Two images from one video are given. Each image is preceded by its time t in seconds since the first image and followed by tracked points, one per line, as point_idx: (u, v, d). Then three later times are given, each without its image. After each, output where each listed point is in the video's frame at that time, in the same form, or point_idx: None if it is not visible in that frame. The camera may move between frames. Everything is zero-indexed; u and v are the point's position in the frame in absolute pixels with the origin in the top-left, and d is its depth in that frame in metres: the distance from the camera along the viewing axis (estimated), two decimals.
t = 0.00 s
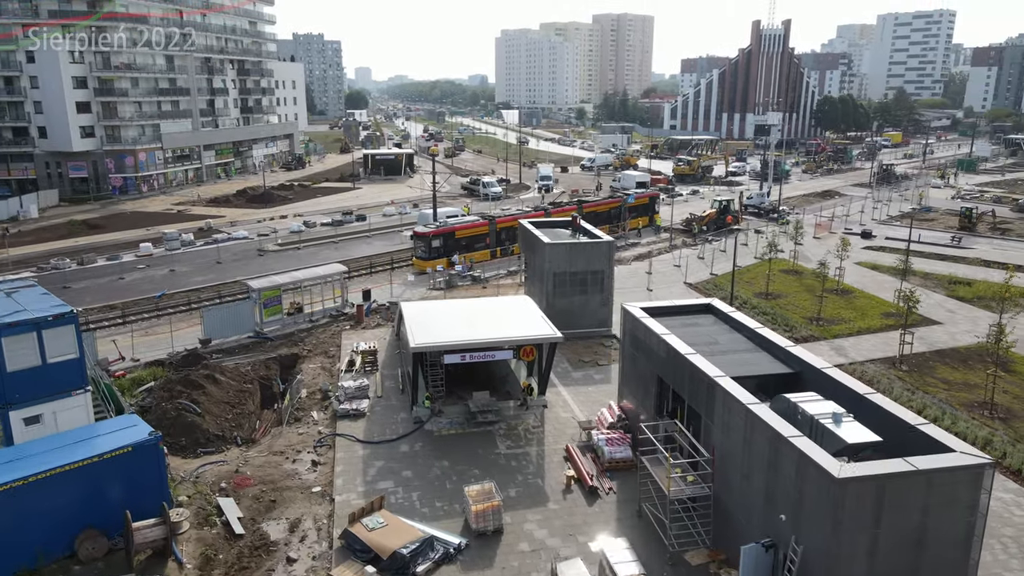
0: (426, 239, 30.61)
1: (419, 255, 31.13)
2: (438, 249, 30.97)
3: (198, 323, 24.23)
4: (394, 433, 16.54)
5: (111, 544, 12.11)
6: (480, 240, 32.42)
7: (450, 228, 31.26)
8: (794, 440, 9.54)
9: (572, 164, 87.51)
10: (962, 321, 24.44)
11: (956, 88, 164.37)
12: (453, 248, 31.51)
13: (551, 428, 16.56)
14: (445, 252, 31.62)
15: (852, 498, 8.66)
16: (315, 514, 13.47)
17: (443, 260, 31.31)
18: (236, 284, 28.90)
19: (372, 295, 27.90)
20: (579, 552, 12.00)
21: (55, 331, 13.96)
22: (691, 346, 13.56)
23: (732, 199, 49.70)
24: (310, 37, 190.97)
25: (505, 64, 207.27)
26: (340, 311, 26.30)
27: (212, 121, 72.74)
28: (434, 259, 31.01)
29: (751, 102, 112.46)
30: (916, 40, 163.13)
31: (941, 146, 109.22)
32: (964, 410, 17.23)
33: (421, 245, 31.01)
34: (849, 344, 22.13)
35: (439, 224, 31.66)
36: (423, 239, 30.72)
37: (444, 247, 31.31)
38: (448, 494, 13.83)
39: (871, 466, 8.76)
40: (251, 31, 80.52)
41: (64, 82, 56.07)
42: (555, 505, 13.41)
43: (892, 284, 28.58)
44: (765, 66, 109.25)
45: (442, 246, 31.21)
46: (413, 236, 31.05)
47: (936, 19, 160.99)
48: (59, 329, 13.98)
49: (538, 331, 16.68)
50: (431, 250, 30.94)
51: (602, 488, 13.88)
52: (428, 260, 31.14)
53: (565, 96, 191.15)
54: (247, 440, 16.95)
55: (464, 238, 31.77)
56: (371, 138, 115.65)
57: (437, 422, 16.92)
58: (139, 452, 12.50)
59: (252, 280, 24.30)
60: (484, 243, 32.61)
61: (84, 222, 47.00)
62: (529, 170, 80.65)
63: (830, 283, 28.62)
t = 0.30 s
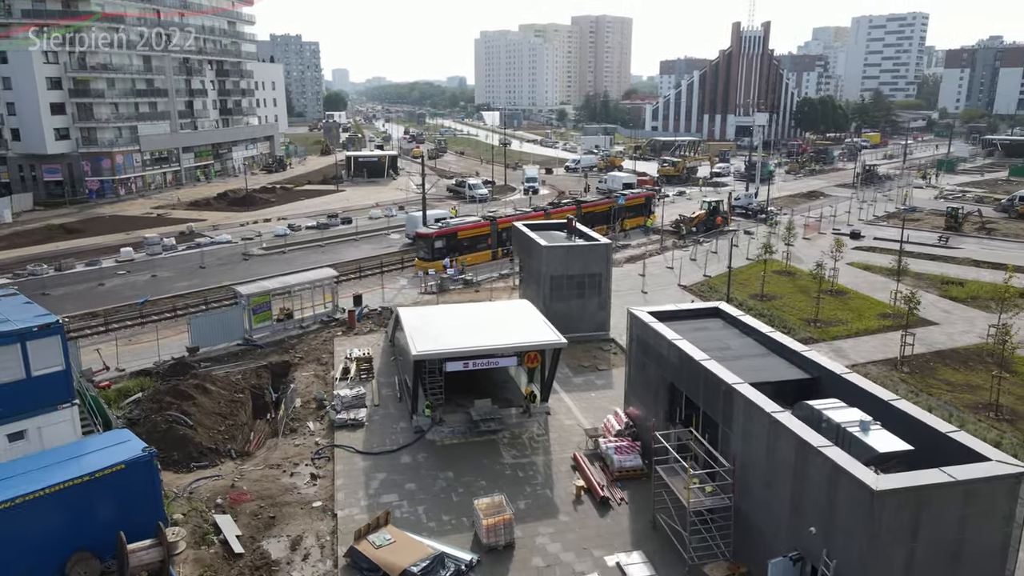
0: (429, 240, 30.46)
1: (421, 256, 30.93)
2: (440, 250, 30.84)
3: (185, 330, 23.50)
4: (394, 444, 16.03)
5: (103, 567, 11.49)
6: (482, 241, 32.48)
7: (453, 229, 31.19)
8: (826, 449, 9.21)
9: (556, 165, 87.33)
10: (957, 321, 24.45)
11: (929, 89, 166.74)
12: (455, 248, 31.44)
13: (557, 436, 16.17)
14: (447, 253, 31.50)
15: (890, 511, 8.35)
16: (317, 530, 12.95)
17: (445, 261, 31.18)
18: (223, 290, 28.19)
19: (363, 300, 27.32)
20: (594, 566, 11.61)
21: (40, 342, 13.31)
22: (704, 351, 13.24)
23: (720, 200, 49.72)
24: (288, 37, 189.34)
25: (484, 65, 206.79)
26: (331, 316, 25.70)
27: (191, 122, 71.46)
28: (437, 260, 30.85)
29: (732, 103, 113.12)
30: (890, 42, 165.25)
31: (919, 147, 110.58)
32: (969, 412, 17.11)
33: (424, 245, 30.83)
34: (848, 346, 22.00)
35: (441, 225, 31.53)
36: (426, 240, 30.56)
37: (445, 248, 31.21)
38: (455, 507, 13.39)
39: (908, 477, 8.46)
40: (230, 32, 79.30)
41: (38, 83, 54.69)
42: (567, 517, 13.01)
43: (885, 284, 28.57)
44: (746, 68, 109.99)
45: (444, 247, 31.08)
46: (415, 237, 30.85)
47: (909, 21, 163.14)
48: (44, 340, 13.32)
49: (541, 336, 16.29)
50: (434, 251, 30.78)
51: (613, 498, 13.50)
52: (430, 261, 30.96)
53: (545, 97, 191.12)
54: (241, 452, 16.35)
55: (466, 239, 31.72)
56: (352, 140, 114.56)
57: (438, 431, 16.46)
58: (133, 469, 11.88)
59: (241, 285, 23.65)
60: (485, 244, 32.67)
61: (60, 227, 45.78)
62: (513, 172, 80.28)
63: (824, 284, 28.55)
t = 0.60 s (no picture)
0: (433, 240, 30.60)
1: (424, 256, 30.99)
2: (444, 250, 30.99)
3: (173, 337, 22.81)
4: (396, 453, 15.56)
5: None
6: (483, 241, 32.70)
7: (455, 230, 31.35)
8: (858, 456, 8.93)
9: (540, 166, 87.13)
10: (953, 320, 24.46)
11: (904, 91, 169.17)
12: (458, 249, 31.60)
13: (563, 443, 15.81)
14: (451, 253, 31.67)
15: (930, 521, 8.06)
16: (321, 545, 12.47)
17: (448, 261, 31.33)
18: (210, 295, 27.49)
19: (354, 304, 26.78)
20: None
21: (25, 353, 12.67)
22: (717, 355, 12.93)
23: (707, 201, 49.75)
24: (265, 38, 187.60)
25: (464, 67, 206.16)
26: (322, 322, 25.14)
27: (169, 124, 70.23)
28: (440, 259, 30.97)
29: (713, 104, 113.74)
30: (865, 44, 167.32)
31: (897, 148, 111.89)
32: (975, 413, 17.02)
33: (427, 246, 30.91)
34: (848, 347, 21.90)
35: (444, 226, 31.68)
36: (429, 240, 30.66)
37: (449, 248, 31.37)
38: (463, 519, 12.97)
39: (946, 485, 8.20)
40: (209, 32, 78.08)
41: (12, 84, 53.40)
42: (580, 528, 12.65)
43: (879, 285, 28.58)
44: (727, 69, 110.68)
45: (448, 247, 31.21)
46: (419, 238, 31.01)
47: (884, 24, 165.30)
48: (30, 350, 12.69)
49: (547, 341, 15.93)
50: (437, 251, 30.88)
51: (626, 507, 13.16)
52: (433, 261, 31.06)
53: (525, 99, 191.19)
54: (237, 464, 15.79)
55: (467, 239, 31.89)
56: (333, 142, 113.56)
57: (441, 439, 16.03)
58: (128, 485, 11.31)
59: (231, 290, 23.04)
60: (486, 244, 32.86)
61: (37, 231, 44.61)
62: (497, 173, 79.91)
63: (818, 285, 28.52)
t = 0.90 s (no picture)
0: (436, 239, 30.12)
1: (428, 255, 30.50)
2: (447, 249, 30.54)
3: (162, 343, 22.14)
4: (399, 461, 15.14)
5: None
6: (484, 241, 32.25)
7: (458, 228, 30.86)
8: (893, 459, 8.66)
9: (525, 168, 86.88)
10: (949, 319, 24.49)
11: (879, 93, 171.47)
12: (461, 248, 31.15)
13: (571, 447, 15.50)
14: (454, 253, 31.16)
15: (973, 526, 7.79)
16: (327, 558, 12.01)
17: (452, 260, 30.86)
18: (197, 300, 26.80)
19: (346, 308, 26.25)
20: None
21: (14, 361, 12.08)
22: (733, 357, 12.65)
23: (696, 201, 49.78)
24: (243, 39, 185.69)
25: (444, 68, 205.52)
26: (315, 326, 24.59)
27: (148, 125, 68.98)
28: (444, 259, 30.49)
29: (695, 106, 114.32)
30: (841, 46, 169.38)
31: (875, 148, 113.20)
32: (981, 412, 16.95)
33: (430, 245, 30.43)
34: (848, 347, 21.81)
35: (446, 225, 31.20)
36: (433, 239, 30.18)
37: (452, 247, 30.87)
38: (474, 528, 12.59)
39: (987, 489, 7.95)
40: (188, 32, 76.84)
41: None
42: (595, 535, 12.31)
43: (872, 284, 28.60)
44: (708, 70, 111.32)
45: (451, 247, 30.73)
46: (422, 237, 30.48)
47: (859, 26, 167.53)
48: (19, 359, 12.10)
49: (553, 344, 15.60)
50: (439, 250, 30.43)
51: (640, 513, 12.85)
52: (437, 261, 30.58)
53: (506, 100, 191.11)
54: (234, 474, 15.27)
55: (470, 239, 31.44)
56: (315, 144, 112.46)
57: (445, 446, 15.64)
58: (126, 499, 10.77)
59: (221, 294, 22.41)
60: (487, 244, 32.44)
61: (13, 235, 43.41)
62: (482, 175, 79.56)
63: (813, 285, 28.49)
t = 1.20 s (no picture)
0: (440, 237, 30.35)
1: (431, 254, 30.74)
2: (450, 248, 30.73)
3: (151, 348, 21.52)
4: (404, 467, 14.77)
5: None
6: (486, 239, 32.41)
7: (461, 227, 31.06)
8: (928, 460, 8.47)
9: (509, 168, 86.61)
10: (943, 316, 24.61)
11: (855, 94, 173.70)
12: (463, 247, 31.31)
13: (579, 451, 15.23)
14: (456, 252, 31.35)
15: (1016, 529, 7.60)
16: (336, 569, 11.60)
17: (455, 259, 31.08)
18: (185, 304, 26.15)
19: (339, 310, 25.78)
20: None
21: (3, 369, 11.53)
22: (748, 356, 12.44)
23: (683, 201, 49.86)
24: (220, 40, 183.51)
25: (424, 70, 204.62)
26: (307, 329, 24.07)
27: (126, 126, 67.73)
28: (446, 258, 30.70)
29: (677, 107, 114.88)
30: (817, 48, 171.19)
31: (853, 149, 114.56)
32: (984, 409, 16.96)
33: (432, 244, 30.68)
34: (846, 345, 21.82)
35: (450, 224, 31.41)
36: (436, 237, 30.40)
37: (455, 246, 31.06)
38: (487, 535, 12.25)
39: None
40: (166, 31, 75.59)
41: None
42: (610, 541, 12.03)
43: (865, 283, 28.71)
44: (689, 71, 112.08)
45: (453, 246, 30.92)
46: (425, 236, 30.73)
47: (834, 29, 169.67)
48: (8, 366, 11.55)
49: (560, 345, 15.31)
50: (442, 249, 30.63)
51: (655, 517, 12.59)
52: (440, 259, 30.81)
53: (486, 102, 190.92)
54: (233, 483, 14.79)
55: (472, 237, 31.61)
56: (295, 145, 111.23)
57: (450, 450, 15.31)
58: (127, 513, 10.28)
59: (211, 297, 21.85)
60: (489, 242, 32.64)
61: None
62: (466, 175, 79.22)
63: (807, 285, 28.57)
